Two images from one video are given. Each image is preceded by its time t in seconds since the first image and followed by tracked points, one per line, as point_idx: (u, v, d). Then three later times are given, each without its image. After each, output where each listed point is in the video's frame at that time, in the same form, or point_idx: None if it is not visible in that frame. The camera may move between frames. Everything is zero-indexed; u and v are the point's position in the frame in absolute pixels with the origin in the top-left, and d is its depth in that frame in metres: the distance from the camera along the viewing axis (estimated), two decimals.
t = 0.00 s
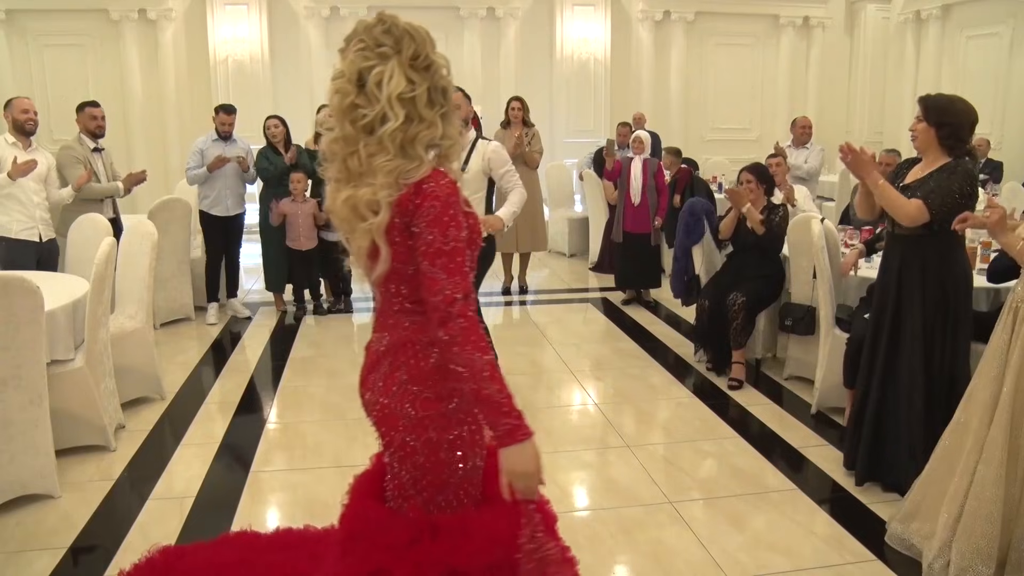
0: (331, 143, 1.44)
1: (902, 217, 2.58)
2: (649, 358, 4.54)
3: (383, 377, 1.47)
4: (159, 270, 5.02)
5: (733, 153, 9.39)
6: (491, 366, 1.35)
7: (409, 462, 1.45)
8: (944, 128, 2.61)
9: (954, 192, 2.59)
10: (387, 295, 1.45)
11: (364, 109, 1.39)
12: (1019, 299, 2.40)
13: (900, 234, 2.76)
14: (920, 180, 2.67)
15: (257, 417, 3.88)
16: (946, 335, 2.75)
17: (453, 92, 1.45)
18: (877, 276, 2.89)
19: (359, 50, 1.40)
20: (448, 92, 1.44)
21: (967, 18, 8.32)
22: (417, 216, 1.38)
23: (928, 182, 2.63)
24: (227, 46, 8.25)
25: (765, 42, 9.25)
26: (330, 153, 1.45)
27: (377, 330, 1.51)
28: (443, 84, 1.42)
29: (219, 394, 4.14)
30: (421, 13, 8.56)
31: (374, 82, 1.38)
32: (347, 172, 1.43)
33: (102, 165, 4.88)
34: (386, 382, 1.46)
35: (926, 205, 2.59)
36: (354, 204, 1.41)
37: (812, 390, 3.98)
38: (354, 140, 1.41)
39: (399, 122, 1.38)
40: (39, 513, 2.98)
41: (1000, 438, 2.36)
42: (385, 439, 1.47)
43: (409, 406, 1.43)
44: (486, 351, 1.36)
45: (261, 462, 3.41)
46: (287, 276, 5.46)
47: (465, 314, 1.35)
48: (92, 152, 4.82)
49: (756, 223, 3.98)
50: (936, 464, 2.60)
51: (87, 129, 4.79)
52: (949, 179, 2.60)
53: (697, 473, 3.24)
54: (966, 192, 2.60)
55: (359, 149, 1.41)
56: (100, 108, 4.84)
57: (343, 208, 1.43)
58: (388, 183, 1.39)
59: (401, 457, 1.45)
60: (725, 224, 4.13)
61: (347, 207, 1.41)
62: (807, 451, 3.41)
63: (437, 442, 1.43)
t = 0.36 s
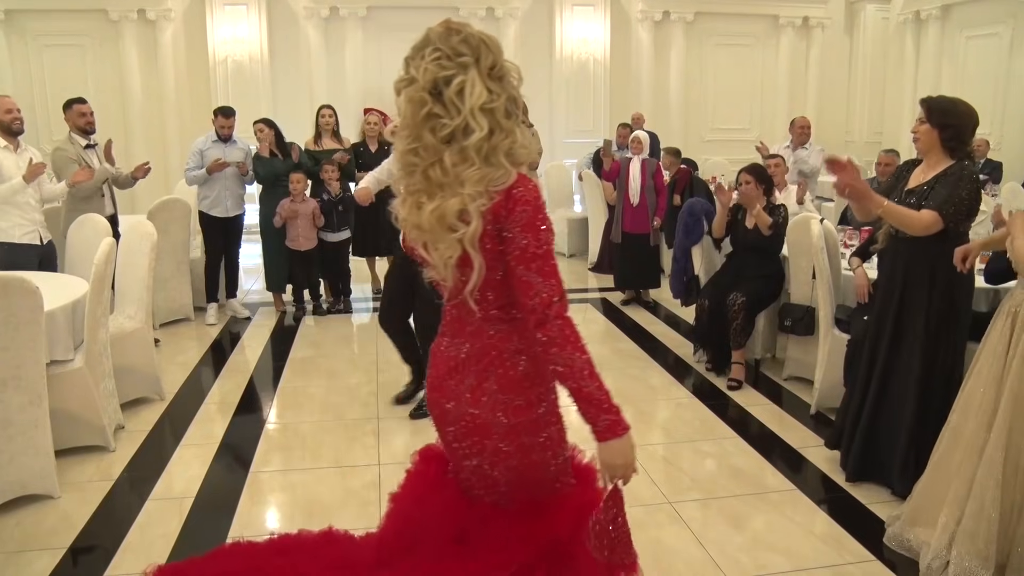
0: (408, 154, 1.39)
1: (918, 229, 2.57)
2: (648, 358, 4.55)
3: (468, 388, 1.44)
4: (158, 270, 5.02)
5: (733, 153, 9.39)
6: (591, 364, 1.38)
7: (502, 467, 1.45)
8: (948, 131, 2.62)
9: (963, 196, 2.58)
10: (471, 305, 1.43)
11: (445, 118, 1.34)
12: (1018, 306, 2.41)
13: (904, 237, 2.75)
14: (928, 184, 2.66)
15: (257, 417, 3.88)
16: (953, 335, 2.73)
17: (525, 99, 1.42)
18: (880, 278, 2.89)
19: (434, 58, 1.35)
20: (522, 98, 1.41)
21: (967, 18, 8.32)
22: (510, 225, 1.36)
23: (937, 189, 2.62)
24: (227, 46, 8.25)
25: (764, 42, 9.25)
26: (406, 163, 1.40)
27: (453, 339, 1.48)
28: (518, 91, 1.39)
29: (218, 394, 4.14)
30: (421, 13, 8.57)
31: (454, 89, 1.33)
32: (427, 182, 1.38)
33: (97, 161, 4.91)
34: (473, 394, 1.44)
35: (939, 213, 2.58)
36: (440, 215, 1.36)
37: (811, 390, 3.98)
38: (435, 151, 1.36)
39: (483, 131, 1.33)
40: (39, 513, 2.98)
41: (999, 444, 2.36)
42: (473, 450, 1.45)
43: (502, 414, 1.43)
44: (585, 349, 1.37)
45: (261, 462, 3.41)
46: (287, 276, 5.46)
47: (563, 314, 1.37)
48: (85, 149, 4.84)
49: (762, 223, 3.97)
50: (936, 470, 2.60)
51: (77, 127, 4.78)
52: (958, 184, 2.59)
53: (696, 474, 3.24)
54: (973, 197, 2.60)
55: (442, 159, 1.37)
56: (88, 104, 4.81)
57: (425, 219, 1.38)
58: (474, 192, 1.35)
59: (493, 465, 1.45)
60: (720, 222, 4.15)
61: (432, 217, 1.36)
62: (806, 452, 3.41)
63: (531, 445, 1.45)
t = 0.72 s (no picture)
0: (486, 146, 1.31)
1: (923, 230, 2.56)
2: (648, 358, 4.55)
3: (572, 380, 1.41)
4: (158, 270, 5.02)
5: (732, 153, 9.39)
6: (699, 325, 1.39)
7: (604, 452, 1.43)
8: (964, 131, 2.58)
9: (974, 198, 2.57)
10: (567, 293, 1.40)
11: (531, 108, 1.28)
12: (1009, 296, 2.41)
13: (913, 240, 2.74)
14: (938, 185, 2.65)
15: (257, 417, 3.88)
16: (960, 338, 2.70)
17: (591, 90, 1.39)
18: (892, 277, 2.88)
19: (513, 46, 1.28)
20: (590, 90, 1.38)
21: (966, 18, 8.32)
22: (612, 209, 1.37)
23: (947, 189, 2.61)
24: (226, 46, 8.24)
25: (764, 43, 9.25)
26: (482, 156, 1.32)
27: (534, 338, 1.43)
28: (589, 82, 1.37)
29: (218, 394, 4.14)
30: (420, 13, 8.57)
31: (539, 79, 1.28)
32: (512, 175, 1.31)
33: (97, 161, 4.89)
34: (577, 385, 1.41)
35: (949, 214, 2.56)
36: (536, 207, 1.31)
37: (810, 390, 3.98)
38: (519, 143, 1.30)
39: (572, 121, 1.29)
40: (39, 513, 2.98)
41: (995, 436, 2.37)
42: (579, 443, 1.41)
43: (607, 398, 1.43)
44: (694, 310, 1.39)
45: (260, 462, 3.41)
46: (287, 276, 5.47)
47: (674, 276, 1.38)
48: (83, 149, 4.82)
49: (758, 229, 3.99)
50: (934, 466, 2.61)
51: (78, 128, 4.81)
52: (969, 184, 2.57)
53: (696, 474, 3.24)
54: (984, 199, 2.58)
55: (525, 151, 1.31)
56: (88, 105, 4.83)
57: (517, 214, 1.32)
58: (567, 184, 1.31)
59: (596, 454, 1.43)
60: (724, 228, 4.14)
61: (530, 212, 1.31)
62: (806, 452, 3.41)
63: (626, 424, 1.46)
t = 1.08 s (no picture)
0: (539, 142, 1.30)
1: (925, 222, 2.53)
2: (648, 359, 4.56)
3: (624, 375, 1.43)
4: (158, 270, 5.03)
5: (732, 154, 9.39)
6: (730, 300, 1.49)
7: (649, 441, 1.47)
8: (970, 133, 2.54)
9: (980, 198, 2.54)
10: (614, 287, 1.43)
11: (584, 104, 1.29)
12: (1006, 294, 2.41)
13: (924, 243, 2.68)
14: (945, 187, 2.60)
15: (257, 417, 3.88)
16: (955, 338, 2.62)
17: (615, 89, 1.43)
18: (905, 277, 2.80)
19: (566, 42, 1.29)
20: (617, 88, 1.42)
21: (967, 18, 8.32)
22: (658, 201, 1.41)
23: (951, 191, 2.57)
24: (227, 46, 8.24)
25: (764, 43, 9.25)
26: (535, 155, 1.31)
27: (580, 339, 1.42)
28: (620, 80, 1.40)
29: (218, 395, 4.14)
30: (420, 13, 8.57)
31: (590, 76, 1.29)
32: (566, 172, 1.31)
33: (105, 164, 4.89)
34: (629, 378, 1.43)
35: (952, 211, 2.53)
36: (597, 204, 1.33)
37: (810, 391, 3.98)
38: (573, 139, 1.30)
39: (621, 121, 1.33)
40: (40, 514, 2.98)
41: (993, 433, 2.37)
42: (630, 435, 1.43)
43: (651, 386, 1.47)
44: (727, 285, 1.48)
45: (260, 463, 3.41)
46: (287, 276, 5.48)
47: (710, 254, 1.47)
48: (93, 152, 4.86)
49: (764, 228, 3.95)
50: (932, 464, 2.60)
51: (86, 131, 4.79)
52: (974, 184, 2.54)
53: (696, 474, 3.24)
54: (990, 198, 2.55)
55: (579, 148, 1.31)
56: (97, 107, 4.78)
57: (576, 212, 1.33)
58: (619, 182, 1.35)
59: (644, 444, 1.46)
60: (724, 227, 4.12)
61: (590, 210, 1.32)
62: (806, 452, 3.41)
63: (661, 413, 1.50)
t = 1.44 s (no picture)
0: (564, 128, 1.31)
1: (932, 249, 2.52)
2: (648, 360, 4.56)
3: (648, 386, 1.45)
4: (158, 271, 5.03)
5: (731, 155, 9.39)
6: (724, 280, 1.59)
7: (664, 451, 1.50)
8: (965, 141, 2.53)
9: (983, 210, 2.49)
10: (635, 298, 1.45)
11: (603, 91, 1.30)
12: (1010, 308, 2.39)
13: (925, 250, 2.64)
14: (945, 197, 2.58)
15: (257, 418, 3.88)
16: (955, 340, 2.60)
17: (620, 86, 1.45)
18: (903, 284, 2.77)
19: (579, 35, 1.30)
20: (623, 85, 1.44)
21: (967, 19, 8.32)
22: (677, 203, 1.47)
23: (955, 203, 2.52)
24: (226, 48, 8.24)
25: (764, 44, 9.25)
26: (562, 140, 1.31)
27: (607, 354, 1.41)
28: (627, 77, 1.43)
29: (218, 396, 4.14)
30: (420, 14, 8.57)
31: (606, 66, 1.30)
32: (596, 166, 1.32)
33: (109, 162, 4.90)
34: (652, 389, 1.46)
35: (956, 230, 2.50)
36: (631, 203, 1.35)
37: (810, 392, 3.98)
38: (597, 126, 1.31)
39: (639, 109, 1.35)
40: (40, 514, 2.98)
41: (994, 444, 2.38)
42: (651, 442, 1.45)
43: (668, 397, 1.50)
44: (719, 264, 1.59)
45: (260, 463, 3.41)
46: (287, 277, 5.48)
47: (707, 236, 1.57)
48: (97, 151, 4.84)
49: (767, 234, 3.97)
50: (932, 469, 2.60)
51: (93, 128, 4.79)
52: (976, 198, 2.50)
53: (696, 475, 3.25)
54: (994, 209, 2.51)
55: (604, 140, 1.33)
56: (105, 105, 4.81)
57: (610, 211, 1.34)
58: (644, 181, 1.38)
59: (660, 453, 1.49)
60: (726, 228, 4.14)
61: (624, 208, 1.34)
62: (806, 453, 3.41)
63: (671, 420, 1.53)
